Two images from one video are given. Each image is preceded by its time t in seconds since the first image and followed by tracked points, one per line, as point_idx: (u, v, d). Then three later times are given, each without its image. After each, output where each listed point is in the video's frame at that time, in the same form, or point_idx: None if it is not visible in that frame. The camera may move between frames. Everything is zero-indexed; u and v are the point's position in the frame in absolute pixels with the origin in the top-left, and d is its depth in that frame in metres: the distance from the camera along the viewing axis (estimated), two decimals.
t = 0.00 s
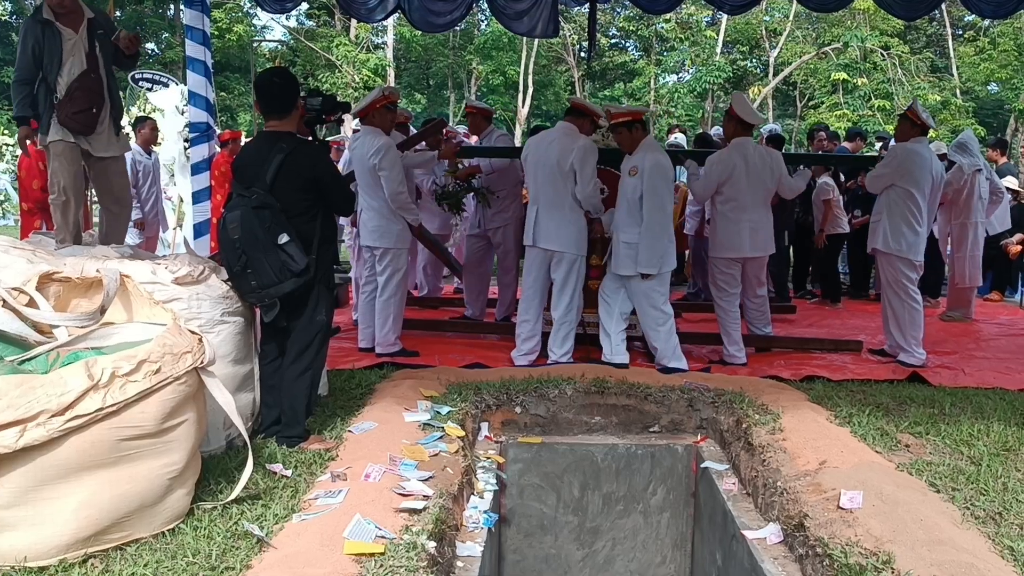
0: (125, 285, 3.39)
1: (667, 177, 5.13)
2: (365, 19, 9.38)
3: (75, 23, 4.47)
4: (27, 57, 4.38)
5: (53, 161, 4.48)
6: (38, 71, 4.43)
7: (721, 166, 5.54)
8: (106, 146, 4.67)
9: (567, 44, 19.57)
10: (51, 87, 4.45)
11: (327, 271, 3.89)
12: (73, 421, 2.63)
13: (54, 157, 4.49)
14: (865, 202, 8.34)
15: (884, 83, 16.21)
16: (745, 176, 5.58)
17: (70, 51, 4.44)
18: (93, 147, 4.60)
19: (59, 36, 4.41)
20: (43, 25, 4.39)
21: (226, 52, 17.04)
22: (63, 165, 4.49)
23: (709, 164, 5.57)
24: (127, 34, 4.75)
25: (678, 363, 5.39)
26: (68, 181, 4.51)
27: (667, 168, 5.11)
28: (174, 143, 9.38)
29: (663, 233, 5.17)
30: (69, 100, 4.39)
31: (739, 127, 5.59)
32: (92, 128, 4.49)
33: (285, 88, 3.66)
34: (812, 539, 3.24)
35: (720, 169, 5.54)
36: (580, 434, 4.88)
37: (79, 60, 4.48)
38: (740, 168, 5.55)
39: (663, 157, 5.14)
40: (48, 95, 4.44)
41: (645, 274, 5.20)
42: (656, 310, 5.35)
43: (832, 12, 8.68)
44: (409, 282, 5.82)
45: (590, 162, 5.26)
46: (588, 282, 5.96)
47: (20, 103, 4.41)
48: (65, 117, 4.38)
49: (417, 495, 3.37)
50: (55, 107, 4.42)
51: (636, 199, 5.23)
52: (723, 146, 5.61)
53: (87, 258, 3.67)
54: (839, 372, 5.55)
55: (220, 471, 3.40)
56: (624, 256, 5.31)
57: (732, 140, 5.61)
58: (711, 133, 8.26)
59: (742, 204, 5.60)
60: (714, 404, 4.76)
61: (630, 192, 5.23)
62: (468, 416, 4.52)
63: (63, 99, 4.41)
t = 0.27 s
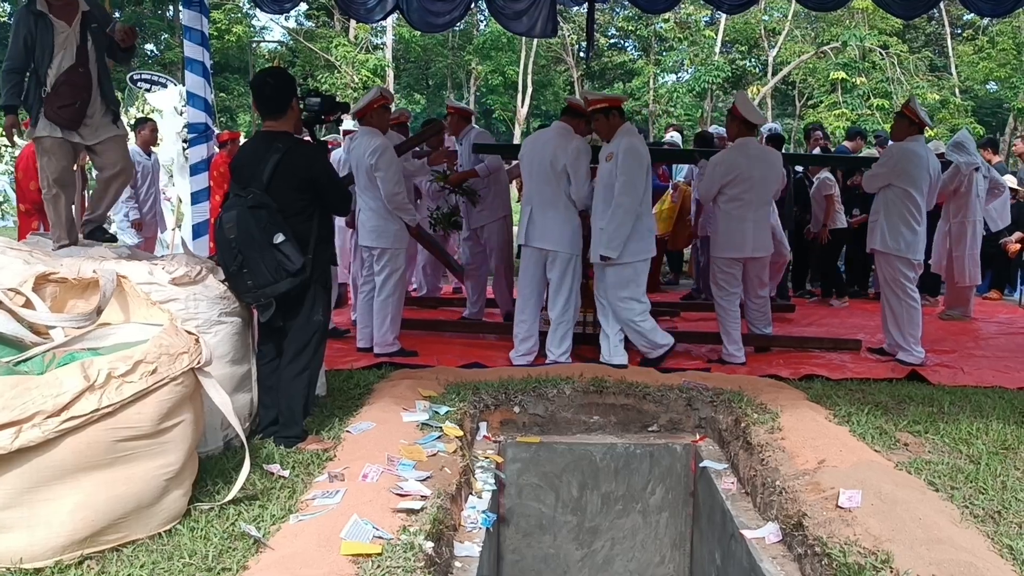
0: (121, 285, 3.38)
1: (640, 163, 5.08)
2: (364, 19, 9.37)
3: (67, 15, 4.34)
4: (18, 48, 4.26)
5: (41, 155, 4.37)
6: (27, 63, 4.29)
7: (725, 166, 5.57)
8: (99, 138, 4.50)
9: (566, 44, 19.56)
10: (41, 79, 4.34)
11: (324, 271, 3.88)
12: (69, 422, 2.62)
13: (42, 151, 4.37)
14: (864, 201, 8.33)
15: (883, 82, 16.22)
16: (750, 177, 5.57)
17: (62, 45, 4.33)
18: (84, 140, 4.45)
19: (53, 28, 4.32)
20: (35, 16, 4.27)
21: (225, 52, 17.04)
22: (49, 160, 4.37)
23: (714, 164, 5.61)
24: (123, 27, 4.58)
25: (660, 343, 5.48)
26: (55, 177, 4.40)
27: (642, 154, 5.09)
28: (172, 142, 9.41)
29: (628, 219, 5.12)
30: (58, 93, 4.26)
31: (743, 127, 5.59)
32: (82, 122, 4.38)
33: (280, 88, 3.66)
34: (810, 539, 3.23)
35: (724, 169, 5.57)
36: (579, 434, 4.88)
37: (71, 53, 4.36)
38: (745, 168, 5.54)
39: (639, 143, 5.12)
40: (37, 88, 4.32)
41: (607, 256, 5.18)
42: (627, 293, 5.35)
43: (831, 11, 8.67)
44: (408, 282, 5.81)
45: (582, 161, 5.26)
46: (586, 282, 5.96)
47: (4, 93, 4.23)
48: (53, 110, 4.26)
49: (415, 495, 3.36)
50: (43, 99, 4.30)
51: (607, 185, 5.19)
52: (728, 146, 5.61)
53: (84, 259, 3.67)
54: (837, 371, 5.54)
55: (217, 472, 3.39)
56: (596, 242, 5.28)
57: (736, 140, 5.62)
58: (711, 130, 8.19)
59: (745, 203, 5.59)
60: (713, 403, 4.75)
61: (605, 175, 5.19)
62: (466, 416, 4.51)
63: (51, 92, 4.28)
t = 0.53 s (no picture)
0: (117, 284, 3.34)
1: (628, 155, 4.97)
2: (363, 15, 9.31)
3: (65, 8, 4.31)
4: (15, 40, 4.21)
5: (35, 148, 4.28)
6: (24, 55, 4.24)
7: (730, 162, 5.51)
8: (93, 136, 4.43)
9: (566, 40, 19.48)
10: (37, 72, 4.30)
11: (322, 269, 3.84)
12: (63, 423, 2.58)
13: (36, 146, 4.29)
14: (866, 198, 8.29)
15: (883, 78, 16.16)
16: (754, 174, 5.54)
17: (59, 37, 4.30)
18: (80, 135, 4.40)
19: (51, 21, 4.28)
20: (34, 9, 4.24)
21: (224, 49, 16.97)
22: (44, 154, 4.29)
23: (718, 159, 5.54)
24: (121, 19, 4.46)
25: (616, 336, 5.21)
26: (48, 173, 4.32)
27: (629, 145, 4.97)
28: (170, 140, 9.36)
29: (605, 212, 4.99)
30: (55, 85, 4.21)
31: (748, 123, 5.55)
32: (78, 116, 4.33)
33: (278, 84, 3.62)
34: (815, 540, 3.19)
35: (729, 165, 5.52)
36: (580, 433, 4.84)
37: (68, 47, 4.33)
38: (750, 164, 5.51)
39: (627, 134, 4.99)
40: (34, 82, 4.28)
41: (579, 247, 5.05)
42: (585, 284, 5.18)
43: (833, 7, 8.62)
44: (406, 279, 5.77)
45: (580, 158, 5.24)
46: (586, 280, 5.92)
47: None
48: (48, 103, 4.21)
49: (415, 496, 3.32)
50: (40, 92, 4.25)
51: (591, 175, 5.07)
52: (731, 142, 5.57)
53: (80, 257, 3.62)
54: (839, 370, 5.50)
55: (214, 473, 3.35)
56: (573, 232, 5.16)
57: (740, 136, 5.56)
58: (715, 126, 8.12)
59: (748, 200, 5.55)
60: (715, 402, 4.71)
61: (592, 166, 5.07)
62: (466, 416, 4.47)
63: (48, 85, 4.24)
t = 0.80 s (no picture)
0: (113, 289, 3.26)
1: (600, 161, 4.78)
2: (363, 15, 9.24)
3: (68, 10, 4.23)
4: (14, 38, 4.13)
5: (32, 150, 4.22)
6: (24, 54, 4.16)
7: (737, 162, 5.44)
8: (89, 140, 4.32)
9: (565, 40, 19.41)
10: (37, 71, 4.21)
11: (323, 273, 3.77)
12: (57, 433, 2.51)
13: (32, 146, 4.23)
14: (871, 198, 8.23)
15: (885, 77, 16.10)
16: (762, 175, 5.46)
17: (60, 38, 4.21)
18: (75, 139, 4.29)
19: (52, 21, 4.20)
20: (35, 7, 4.16)
21: (222, 49, 16.89)
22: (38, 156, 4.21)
23: (725, 159, 5.47)
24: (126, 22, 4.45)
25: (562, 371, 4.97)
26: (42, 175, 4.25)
27: (602, 152, 4.79)
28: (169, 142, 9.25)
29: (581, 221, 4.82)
30: (52, 86, 4.11)
31: (755, 124, 5.47)
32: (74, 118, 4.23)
33: (277, 84, 3.56)
34: (828, 549, 3.12)
35: (736, 165, 5.45)
36: (584, 438, 4.77)
37: (68, 48, 4.23)
38: (756, 165, 5.43)
39: (602, 141, 4.81)
40: (31, 81, 4.20)
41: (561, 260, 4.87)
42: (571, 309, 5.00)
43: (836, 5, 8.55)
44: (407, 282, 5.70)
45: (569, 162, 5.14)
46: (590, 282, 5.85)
47: None
48: (42, 103, 4.10)
49: (418, 505, 3.25)
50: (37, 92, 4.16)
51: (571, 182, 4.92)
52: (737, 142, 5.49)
53: (76, 261, 3.55)
54: (847, 372, 5.43)
55: (213, 481, 3.28)
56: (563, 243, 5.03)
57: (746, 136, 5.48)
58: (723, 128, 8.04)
59: (754, 200, 5.48)
60: (722, 406, 4.64)
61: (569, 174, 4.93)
62: (469, 421, 4.40)
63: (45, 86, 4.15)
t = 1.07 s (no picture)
0: (113, 299, 3.20)
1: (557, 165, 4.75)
2: (360, 16, 9.16)
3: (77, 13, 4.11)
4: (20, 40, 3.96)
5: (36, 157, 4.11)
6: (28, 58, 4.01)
7: (743, 164, 5.38)
8: (98, 148, 4.22)
9: (563, 39, 19.34)
10: (42, 76, 4.07)
11: (326, 280, 3.70)
12: (57, 451, 2.45)
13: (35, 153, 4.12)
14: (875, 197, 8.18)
15: (884, 74, 16.06)
16: (767, 175, 5.41)
17: (69, 42, 4.08)
18: (82, 147, 4.18)
19: (60, 24, 4.06)
20: (44, 11, 4.01)
21: (219, 52, 16.79)
22: (47, 164, 4.11)
23: (730, 162, 5.40)
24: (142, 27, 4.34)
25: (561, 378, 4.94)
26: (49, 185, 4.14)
27: (559, 160, 4.75)
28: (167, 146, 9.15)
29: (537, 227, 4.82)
30: (63, 91, 4.02)
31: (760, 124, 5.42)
32: (84, 125, 4.13)
33: (279, 88, 3.48)
34: (843, 559, 3.06)
35: (741, 167, 5.38)
36: (591, 444, 4.71)
37: (77, 52, 4.11)
38: (763, 167, 5.37)
39: (560, 148, 4.77)
40: (38, 85, 4.06)
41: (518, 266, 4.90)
42: (552, 316, 4.95)
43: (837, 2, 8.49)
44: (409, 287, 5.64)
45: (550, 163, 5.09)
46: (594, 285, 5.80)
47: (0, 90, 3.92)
48: (53, 109, 4.00)
49: (426, 517, 3.19)
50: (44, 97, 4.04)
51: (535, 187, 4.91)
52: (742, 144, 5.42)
53: (74, 271, 3.48)
54: (853, 374, 5.38)
55: (216, 494, 3.22)
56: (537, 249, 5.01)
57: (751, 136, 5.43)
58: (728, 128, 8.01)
59: (761, 201, 5.43)
60: (730, 411, 4.58)
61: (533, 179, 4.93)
62: (475, 428, 4.34)
63: (54, 91, 4.04)
